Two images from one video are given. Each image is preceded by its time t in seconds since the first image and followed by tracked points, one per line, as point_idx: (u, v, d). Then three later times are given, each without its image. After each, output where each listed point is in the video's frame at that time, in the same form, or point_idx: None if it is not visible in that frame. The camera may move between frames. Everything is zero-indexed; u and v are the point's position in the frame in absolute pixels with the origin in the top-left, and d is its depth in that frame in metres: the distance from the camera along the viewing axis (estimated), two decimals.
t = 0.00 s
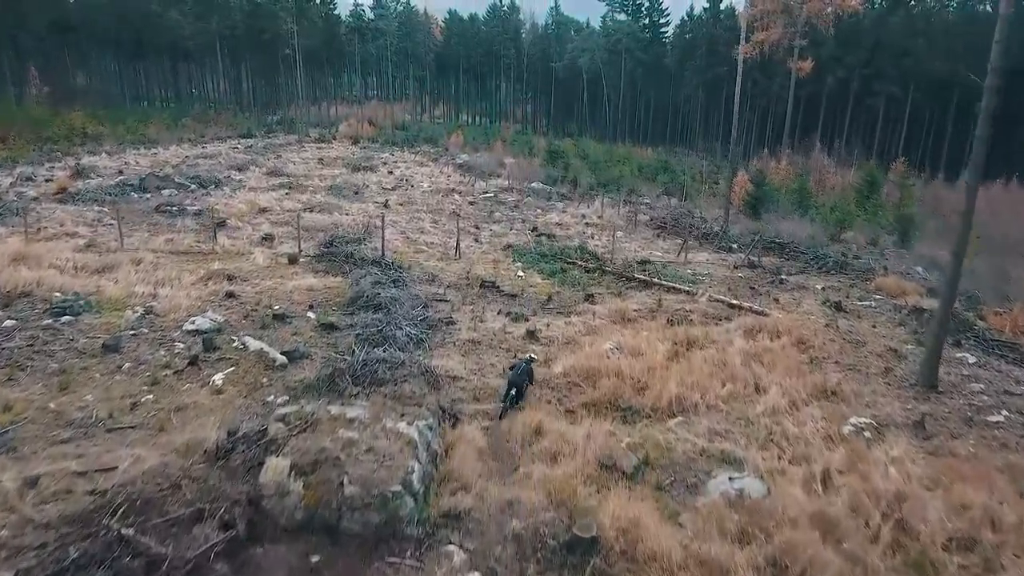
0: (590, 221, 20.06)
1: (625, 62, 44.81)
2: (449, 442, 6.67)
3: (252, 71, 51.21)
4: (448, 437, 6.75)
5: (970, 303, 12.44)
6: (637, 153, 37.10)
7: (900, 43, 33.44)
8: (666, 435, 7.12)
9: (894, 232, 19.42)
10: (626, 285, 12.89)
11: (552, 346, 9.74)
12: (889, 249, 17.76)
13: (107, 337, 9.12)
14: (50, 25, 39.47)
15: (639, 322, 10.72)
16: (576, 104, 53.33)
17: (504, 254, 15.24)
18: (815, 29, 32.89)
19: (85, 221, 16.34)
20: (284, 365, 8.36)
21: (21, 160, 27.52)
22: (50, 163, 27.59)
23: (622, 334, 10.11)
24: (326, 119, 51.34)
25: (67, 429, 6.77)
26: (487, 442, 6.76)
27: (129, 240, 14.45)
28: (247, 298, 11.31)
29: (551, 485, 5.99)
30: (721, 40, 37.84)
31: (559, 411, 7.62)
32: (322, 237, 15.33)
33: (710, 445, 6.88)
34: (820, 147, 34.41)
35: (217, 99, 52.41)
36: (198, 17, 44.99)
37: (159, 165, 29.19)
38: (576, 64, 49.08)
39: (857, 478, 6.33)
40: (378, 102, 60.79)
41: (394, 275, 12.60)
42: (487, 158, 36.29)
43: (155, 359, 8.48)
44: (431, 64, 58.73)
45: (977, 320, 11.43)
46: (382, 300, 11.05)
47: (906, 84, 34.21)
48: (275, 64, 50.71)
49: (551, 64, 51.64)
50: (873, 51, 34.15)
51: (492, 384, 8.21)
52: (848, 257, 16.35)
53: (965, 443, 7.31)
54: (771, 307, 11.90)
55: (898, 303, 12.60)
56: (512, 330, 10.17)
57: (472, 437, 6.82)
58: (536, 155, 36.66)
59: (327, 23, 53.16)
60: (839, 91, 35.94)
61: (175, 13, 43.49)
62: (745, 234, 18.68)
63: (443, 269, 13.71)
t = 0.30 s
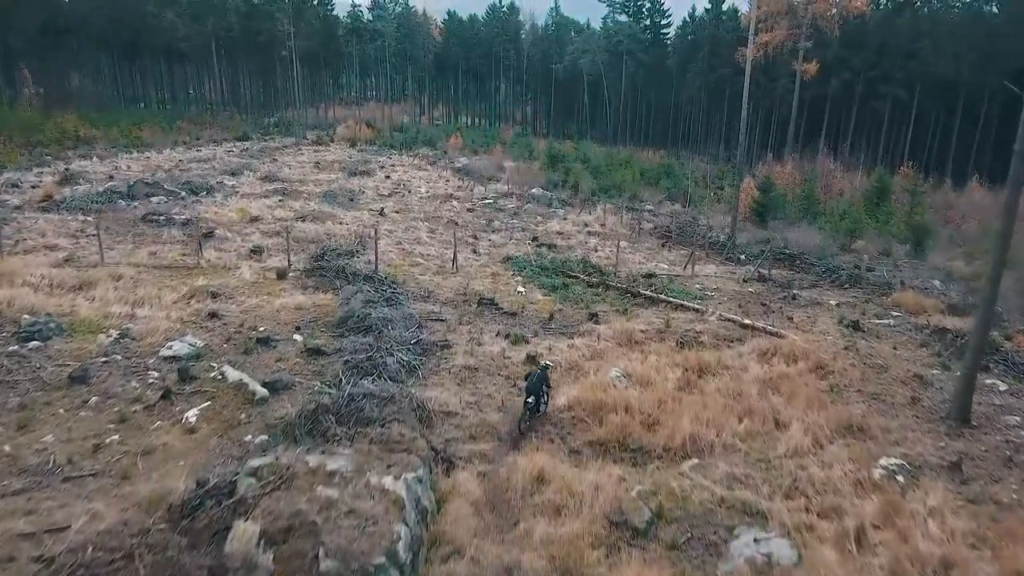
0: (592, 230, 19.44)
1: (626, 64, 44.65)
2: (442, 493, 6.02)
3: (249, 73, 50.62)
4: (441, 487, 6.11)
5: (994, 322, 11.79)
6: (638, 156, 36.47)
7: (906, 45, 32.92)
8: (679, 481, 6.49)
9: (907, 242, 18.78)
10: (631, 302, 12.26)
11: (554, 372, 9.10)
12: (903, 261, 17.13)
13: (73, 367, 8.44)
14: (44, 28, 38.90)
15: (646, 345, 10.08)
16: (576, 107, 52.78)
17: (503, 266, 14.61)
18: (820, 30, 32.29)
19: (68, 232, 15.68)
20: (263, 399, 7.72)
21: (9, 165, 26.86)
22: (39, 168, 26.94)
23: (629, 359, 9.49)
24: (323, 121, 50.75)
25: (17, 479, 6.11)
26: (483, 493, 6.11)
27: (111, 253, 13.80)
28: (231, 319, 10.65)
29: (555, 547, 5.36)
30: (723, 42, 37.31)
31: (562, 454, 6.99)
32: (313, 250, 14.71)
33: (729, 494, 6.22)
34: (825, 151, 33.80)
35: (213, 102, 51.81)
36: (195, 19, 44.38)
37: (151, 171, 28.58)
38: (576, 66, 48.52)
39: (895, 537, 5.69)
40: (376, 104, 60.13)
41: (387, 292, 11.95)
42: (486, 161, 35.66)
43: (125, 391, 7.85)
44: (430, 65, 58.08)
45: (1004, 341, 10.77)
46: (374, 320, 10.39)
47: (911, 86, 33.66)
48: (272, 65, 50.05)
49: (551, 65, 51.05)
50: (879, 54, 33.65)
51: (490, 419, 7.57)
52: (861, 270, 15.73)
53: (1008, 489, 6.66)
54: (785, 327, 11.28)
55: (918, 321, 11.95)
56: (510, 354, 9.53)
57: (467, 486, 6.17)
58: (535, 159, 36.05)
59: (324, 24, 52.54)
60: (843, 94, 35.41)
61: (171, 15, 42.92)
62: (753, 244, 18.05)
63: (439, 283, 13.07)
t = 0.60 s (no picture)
0: (595, 240, 18.76)
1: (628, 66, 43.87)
2: (433, 563, 5.32)
3: (246, 74, 49.88)
4: (430, 554, 5.41)
5: None
6: (640, 160, 35.79)
7: (912, 46, 32.11)
8: (699, 544, 5.79)
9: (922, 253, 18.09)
10: (638, 322, 11.57)
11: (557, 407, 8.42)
12: (918, 274, 16.44)
13: (33, 404, 7.74)
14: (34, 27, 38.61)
15: (655, 373, 9.39)
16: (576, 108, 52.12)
17: (502, 281, 13.93)
18: (826, 32, 31.57)
19: (47, 245, 14.98)
20: (237, 443, 7.03)
21: None
22: (26, 174, 26.22)
23: (638, 391, 8.80)
24: (320, 124, 50.08)
25: None
26: (478, 561, 5.42)
27: (89, 269, 13.10)
28: (211, 344, 9.96)
29: None
30: (727, 44, 36.54)
31: (567, 508, 6.29)
32: (303, 264, 14.02)
33: (755, 563, 5.52)
34: (831, 156, 33.15)
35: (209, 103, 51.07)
36: (189, 19, 43.71)
37: (142, 176, 27.89)
38: (577, 68, 47.83)
39: None
40: (374, 105, 59.38)
41: (379, 314, 11.24)
42: (485, 165, 34.96)
43: (86, 434, 7.15)
44: (429, 66, 57.39)
45: None
46: (363, 345, 9.70)
47: (917, 88, 33.02)
48: (268, 66, 49.30)
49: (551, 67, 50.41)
50: (886, 55, 32.94)
51: (487, 466, 6.89)
52: (877, 284, 15.04)
53: None
54: (803, 351, 10.58)
55: (944, 344, 11.25)
56: (510, 385, 8.84)
57: (461, 552, 5.47)
58: (536, 163, 35.35)
59: (321, 25, 51.86)
60: (848, 97, 34.72)
61: (165, 16, 42.27)
62: (763, 257, 17.35)
63: (435, 302, 12.39)
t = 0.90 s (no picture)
0: (598, 249, 18.18)
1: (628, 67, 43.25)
2: None
3: (243, 75, 49.28)
4: None
5: None
6: (642, 162, 35.23)
7: (917, 46, 31.46)
8: None
9: (935, 263, 17.50)
10: (644, 342, 10.96)
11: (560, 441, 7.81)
12: (932, 285, 15.89)
13: None
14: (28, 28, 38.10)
15: (664, 402, 8.79)
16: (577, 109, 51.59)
17: (501, 295, 13.33)
18: (831, 33, 30.93)
19: (27, 256, 14.38)
20: (210, 487, 6.43)
21: None
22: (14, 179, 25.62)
23: (647, 422, 8.20)
24: (318, 125, 49.56)
25: None
26: None
27: (67, 283, 12.49)
28: (190, 369, 9.35)
29: None
30: (729, 44, 35.93)
31: (571, 564, 5.69)
32: (292, 277, 13.43)
33: None
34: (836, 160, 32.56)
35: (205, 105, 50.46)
36: (185, 20, 43.12)
37: (133, 181, 27.28)
38: (577, 69, 47.32)
39: None
40: (372, 106, 58.76)
41: (370, 333, 10.62)
42: (484, 168, 34.41)
43: (46, 477, 6.55)
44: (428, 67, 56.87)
45: None
46: (350, 369, 9.08)
47: (923, 90, 32.43)
48: (265, 67, 48.69)
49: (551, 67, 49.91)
50: (892, 56, 32.29)
51: (484, 513, 6.30)
52: (891, 297, 14.45)
53: None
54: (820, 375, 9.99)
55: (966, 364, 10.66)
56: (509, 414, 8.25)
57: None
58: (536, 166, 34.76)
59: (319, 25, 51.35)
60: (852, 99, 34.13)
61: (162, 17, 41.69)
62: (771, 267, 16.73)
63: (430, 318, 11.80)
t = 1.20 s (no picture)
0: (601, 258, 17.55)
1: (629, 68, 42.55)
2: None
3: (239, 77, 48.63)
4: None
5: None
6: (644, 166, 34.59)
7: (924, 48, 30.85)
8: None
9: (950, 275, 16.82)
10: (651, 365, 10.30)
11: (563, 484, 7.14)
12: (948, 298, 15.22)
13: None
14: (22, 28, 37.46)
15: (675, 437, 8.14)
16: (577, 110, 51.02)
17: (499, 311, 12.66)
18: (837, 35, 30.24)
19: (3, 270, 13.73)
20: (175, 544, 5.77)
21: None
22: None
23: (656, 460, 7.56)
24: (316, 126, 48.96)
25: None
26: None
27: (41, 300, 11.83)
28: (164, 398, 8.69)
29: None
30: (732, 45, 35.25)
31: None
32: (279, 293, 12.77)
33: None
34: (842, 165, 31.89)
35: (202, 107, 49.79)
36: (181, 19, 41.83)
37: (123, 186, 26.63)
38: (577, 70, 46.70)
39: None
40: (370, 107, 58.15)
41: (359, 356, 9.95)
42: (483, 171, 33.80)
43: None
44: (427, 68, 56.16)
45: None
46: (336, 399, 8.42)
47: (929, 92, 31.81)
48: (262, 68, 48.00)
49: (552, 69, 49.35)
50: (897, 59, 31.69)
51: None
52: (909, 312, 13.79)
53: None
54: (841, 403, 9.32)
55: (995, 390, 9.99)
56: (507, 452, 7.60)
57: None
58: (536, 169, 34.16)
59: (316, 25, 50.72)
60: (857, 102, 33.48)
61: (158, 17, 40.27)
62: (780, 279, 16.06)
63: (425, 337, 11.14)
